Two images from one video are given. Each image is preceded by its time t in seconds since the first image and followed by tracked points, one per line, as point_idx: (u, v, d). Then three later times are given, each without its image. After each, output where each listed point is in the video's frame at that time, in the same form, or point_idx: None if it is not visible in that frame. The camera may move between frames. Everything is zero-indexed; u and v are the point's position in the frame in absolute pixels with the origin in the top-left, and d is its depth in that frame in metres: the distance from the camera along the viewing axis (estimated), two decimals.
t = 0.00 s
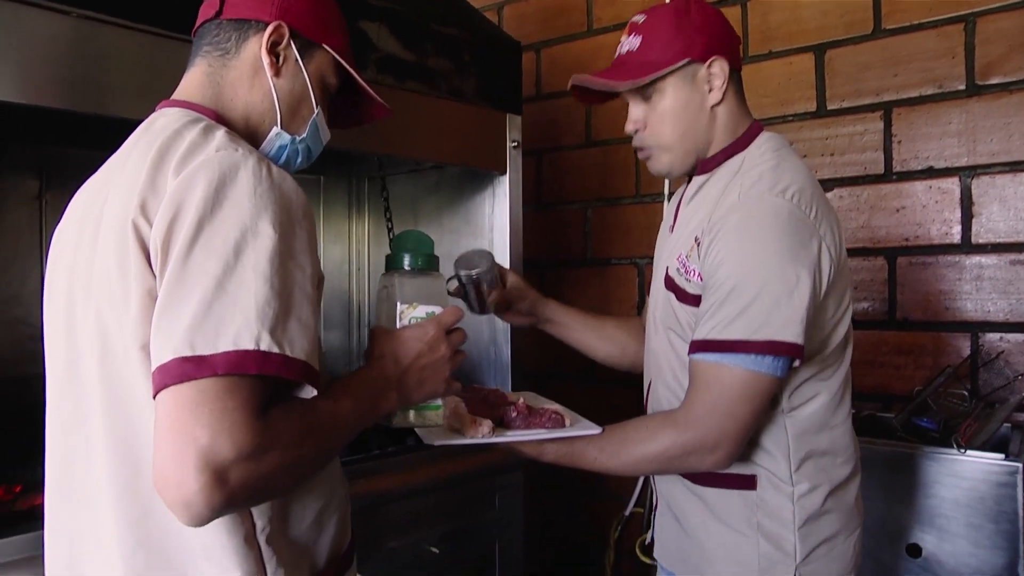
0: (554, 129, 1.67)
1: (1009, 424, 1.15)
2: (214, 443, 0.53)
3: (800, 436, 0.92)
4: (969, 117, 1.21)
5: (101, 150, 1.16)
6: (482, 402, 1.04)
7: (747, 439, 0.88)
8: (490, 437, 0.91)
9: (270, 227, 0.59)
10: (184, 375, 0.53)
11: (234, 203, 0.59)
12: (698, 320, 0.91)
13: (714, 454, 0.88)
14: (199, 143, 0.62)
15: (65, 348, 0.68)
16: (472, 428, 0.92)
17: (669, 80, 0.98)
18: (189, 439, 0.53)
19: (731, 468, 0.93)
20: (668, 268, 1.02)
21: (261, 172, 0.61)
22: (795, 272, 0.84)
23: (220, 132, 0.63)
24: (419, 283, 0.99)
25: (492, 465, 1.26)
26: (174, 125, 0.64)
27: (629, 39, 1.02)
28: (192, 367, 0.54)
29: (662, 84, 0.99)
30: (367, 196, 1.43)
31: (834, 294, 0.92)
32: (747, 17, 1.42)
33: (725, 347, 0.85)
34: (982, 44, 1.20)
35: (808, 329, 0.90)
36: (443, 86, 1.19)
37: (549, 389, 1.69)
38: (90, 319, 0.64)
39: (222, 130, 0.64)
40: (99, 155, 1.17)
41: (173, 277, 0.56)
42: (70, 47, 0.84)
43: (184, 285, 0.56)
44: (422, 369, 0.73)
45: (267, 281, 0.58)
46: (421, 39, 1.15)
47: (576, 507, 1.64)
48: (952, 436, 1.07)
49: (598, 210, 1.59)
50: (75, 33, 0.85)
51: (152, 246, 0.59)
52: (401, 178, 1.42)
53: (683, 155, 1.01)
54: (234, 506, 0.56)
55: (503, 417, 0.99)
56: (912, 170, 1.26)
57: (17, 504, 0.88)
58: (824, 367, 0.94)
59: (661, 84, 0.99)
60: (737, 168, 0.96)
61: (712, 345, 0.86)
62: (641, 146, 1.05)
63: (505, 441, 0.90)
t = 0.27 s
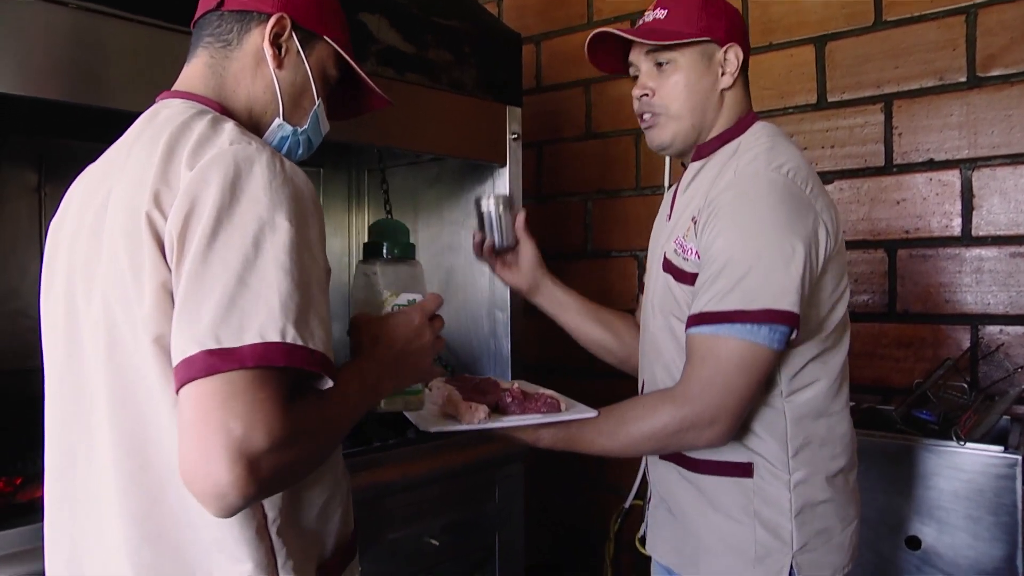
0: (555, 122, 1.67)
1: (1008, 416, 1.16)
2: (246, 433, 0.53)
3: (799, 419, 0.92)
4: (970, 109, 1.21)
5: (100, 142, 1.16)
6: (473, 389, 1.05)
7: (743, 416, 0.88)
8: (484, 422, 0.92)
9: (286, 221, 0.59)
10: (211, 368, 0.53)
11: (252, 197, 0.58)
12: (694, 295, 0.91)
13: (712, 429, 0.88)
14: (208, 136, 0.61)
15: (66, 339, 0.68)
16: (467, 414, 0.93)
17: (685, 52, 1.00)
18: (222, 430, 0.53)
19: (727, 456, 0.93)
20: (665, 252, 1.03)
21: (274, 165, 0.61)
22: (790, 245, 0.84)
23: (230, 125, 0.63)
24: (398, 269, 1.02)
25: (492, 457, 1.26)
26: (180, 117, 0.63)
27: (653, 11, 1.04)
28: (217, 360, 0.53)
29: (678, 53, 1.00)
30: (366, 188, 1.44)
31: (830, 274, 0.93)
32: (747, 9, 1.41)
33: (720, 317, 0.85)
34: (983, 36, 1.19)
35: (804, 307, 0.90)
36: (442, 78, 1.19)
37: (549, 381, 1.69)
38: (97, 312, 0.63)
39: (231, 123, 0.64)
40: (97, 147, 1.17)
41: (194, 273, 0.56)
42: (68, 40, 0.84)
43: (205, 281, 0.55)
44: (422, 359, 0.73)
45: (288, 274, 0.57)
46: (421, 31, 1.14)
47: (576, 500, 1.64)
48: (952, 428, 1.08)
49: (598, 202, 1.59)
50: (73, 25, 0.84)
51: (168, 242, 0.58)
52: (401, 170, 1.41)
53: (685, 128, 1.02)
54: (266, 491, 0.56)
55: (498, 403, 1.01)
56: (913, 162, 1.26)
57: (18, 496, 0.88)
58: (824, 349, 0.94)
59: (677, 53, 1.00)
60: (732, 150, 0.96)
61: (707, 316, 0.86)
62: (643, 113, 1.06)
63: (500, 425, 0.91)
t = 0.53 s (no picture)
0: (554, 120, 1.67)
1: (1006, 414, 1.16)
2: (265, 435, 0.53)
3: (800, 412, 0.92)
4: (968, 108, 1.21)
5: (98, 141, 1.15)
6: (464, 375, 1.06)
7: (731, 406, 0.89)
8: (475, 409, 0.95)
9: (296, 223, 0.59)
10: (228, 370, 0.53)
11: (262, 198, 0.58)
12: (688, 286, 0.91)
13: (699, 420, 0.88)
14: (216, 135, 0.61)
15: (64, 337, 0.68)
16: (454, 400, 0.95)
17: (682, 49, 1.00)
18: (239, 432, 0.53)
19: (732, 453, 0.93)
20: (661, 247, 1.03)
21: (284, 167, 0.60)
22: (784, 234, 0.84)
23: (236, 123, 0.63)
24: (393, 264, 1.01)
25: (491, 456, 1.26)
26: (187, 116, 0.63)
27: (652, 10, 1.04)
28: (234, 362, 0.53)
29: (677, 49, 1.00)
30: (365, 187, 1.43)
31: (827, 268, 0.93)
32: (746, 8, 1.41)
33: (713, 307, 0.85)
34: (982, 35, 1.19)
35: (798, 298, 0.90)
36: (441, 77, 1.19)
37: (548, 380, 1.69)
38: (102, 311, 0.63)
39: (237, 121, 0.63)
40: (95, 146, 1.16)
41: (206, 274, 0.55)
42: (66, 38, 0.84)
43: (218, 283, 0.55)
44: (421, 356, 0.73)
45: (300, 276, 0.57)
46: (419, 29, 1.14)
47: (574, 498, 1.64)
48: (950, 427, 1.08)
49: (597, 201, 1.59)
50: (71, 23, 0.84)
51: (178, 243, 0.57)
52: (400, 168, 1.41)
53: (681, 125, 1.01)
54: (281, 491, 0.56)
55: (487, 390, 1.03)
56: (910, 161, 1.26)
57: (17, 495, 0.88)
58: (822, 343, 0.94)
59: (676, 50, 1.00)
60: (728, 144, 0.96)
61: (700, 306, 0.86)
62: (639, 108, 1.05)
63: (488, 411, 0.94)
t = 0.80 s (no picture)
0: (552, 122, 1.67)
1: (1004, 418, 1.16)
2: (266, 438, 0.53)
3: (801, 416, 0.91)
4: (966, 111, 1.21)
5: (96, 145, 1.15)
6: (446, 379, 1.03)
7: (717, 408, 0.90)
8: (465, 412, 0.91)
9: (297, 224, 0.59)
10: (229, 373, 0.53)
11: (263, 201, 0.58)
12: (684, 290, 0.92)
13: (683, 420, 0.89)
14: (217, 138, 0.61)
15: (62, 342, 0.68)
16: (441, 404, 0.91)
17: (669, 61, 1.00)
18: (241, 435, 0.52)
19: (732, 456, 0.93)
20: (662, 251, 1.03)
21: (285, 170, 0.60)
22: (781, 240, 0.85)
23: (237, 127, 0.63)
24: (395, 262, 1.01)
25: (489, 459, 1.26)
26: (187, 120, 0.63)
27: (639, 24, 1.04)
28: (235, 365, 0.53)
29: (664, 63, 1.00)
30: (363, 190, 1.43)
31: (828, 273, 0.93)
32: (743, 11, 1.41)
33: (707, 312, 0.86)
34: (979, 38, 1.19)
35: (795, 303, 0.91)
36: (439, 80, 1.19)
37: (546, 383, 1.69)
38: (102, 313, 0.63)
39: (237, 125, 0.63)
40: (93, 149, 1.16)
41: (208, 278, 0.55)
42: (64, 42, 0.84)
43: (219, 286, 0.55)
44: (419, 359, 0.73)
45: (301, 278, 0.57)
46: (417, 33, 1.14)
47: (572, 501, 1.64)
48: (948, 430, 1.08)
49: (595, 204, 1.59)
50: (69, 28, 0.84)
51: (179, 248, 0.57)
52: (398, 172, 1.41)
53: (680, 139, 1.02)
54: (282, 495, 0.56)
55: (473, 395, 1.00)
56: (908, 164, 1.26)
57: (14, 499, 0.88)
58: (822, 347, 0.94)
59: (664, 64, 1.00)
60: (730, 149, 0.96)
61: (693, 309, 0.87)
62: (639, 124, 1.07)
63: (479, 416, 0.90)
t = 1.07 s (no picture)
0: (551, 126, 1.67)
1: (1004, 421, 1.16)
2: (261, 443, 0.53)
3: (794, 424, 0.91)
4: (964, 115, 1.21)
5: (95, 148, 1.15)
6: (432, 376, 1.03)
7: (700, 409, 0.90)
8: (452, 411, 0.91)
9: (292, 227, 0.59)
10: (224, 377, 0.53)
11: (257, 205, 0.58)
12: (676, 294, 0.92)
13: (664, 420, 0.90)
14: (211, 141, 0.61)
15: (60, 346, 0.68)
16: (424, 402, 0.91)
17: (672, 74, 1.00)
18: (237, 440, 0.52)
19: (728, 459, 0.93)
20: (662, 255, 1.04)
21: (280, 173, 0.60)
22: (772, 249, 0.85)
23: (232, 130, 0.63)
24: (394, 263, 1.01)
25: (488, 463, 1.26)
26: (183, 123, 0.63)
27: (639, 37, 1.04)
28: (229, 369, 0.53)
29: (665, 77, 1.00)
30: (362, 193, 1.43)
31: (823, 282, 0.93)
32: (742, 15, 1.41)
33: (692, 315, 0.86)
34: (977, 42, 1.20)
35: (788, 311, 0.91)
36: (438, 84, 1.19)
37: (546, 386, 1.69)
38: (99, 316, 0.63)
39: (232, 127, 0.63)
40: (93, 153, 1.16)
41: (203, 281, 0.55)
42: (64, 46, 0.84)
43: (213, 290, 0.55)
44: (419, 362, 0.73)
45: (296, 283, 0.57)
46: (416, 37, 1.14)
47: (572, 504, 1.64)
48: (947, 433, 1.08)
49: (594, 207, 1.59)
50: (68, 32, 0.84)
51: (175, 252, 0.57)
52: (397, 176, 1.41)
53: (686, 150, 1.03)
54: (278, 498, 0.56)
55: (458, 392, 0.99)
56: (907, 168, 1.26)
57: (13, 502, 0.87)
58: (817, 356, 0.94)
59: (665, 78, 1.00)
60: (731, 156, 0.96)
61: (679, 311, 0.87)
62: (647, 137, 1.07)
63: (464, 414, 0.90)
